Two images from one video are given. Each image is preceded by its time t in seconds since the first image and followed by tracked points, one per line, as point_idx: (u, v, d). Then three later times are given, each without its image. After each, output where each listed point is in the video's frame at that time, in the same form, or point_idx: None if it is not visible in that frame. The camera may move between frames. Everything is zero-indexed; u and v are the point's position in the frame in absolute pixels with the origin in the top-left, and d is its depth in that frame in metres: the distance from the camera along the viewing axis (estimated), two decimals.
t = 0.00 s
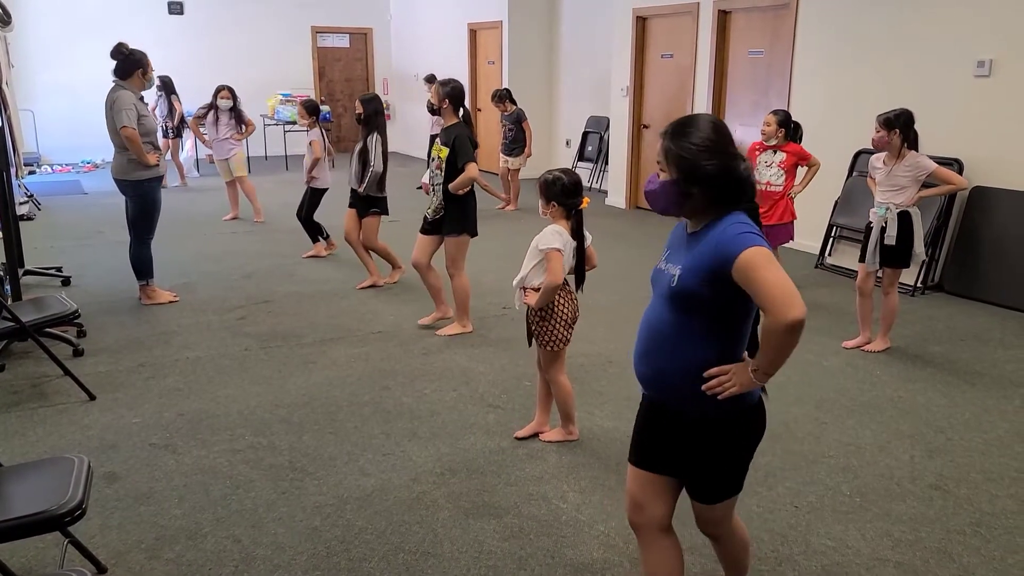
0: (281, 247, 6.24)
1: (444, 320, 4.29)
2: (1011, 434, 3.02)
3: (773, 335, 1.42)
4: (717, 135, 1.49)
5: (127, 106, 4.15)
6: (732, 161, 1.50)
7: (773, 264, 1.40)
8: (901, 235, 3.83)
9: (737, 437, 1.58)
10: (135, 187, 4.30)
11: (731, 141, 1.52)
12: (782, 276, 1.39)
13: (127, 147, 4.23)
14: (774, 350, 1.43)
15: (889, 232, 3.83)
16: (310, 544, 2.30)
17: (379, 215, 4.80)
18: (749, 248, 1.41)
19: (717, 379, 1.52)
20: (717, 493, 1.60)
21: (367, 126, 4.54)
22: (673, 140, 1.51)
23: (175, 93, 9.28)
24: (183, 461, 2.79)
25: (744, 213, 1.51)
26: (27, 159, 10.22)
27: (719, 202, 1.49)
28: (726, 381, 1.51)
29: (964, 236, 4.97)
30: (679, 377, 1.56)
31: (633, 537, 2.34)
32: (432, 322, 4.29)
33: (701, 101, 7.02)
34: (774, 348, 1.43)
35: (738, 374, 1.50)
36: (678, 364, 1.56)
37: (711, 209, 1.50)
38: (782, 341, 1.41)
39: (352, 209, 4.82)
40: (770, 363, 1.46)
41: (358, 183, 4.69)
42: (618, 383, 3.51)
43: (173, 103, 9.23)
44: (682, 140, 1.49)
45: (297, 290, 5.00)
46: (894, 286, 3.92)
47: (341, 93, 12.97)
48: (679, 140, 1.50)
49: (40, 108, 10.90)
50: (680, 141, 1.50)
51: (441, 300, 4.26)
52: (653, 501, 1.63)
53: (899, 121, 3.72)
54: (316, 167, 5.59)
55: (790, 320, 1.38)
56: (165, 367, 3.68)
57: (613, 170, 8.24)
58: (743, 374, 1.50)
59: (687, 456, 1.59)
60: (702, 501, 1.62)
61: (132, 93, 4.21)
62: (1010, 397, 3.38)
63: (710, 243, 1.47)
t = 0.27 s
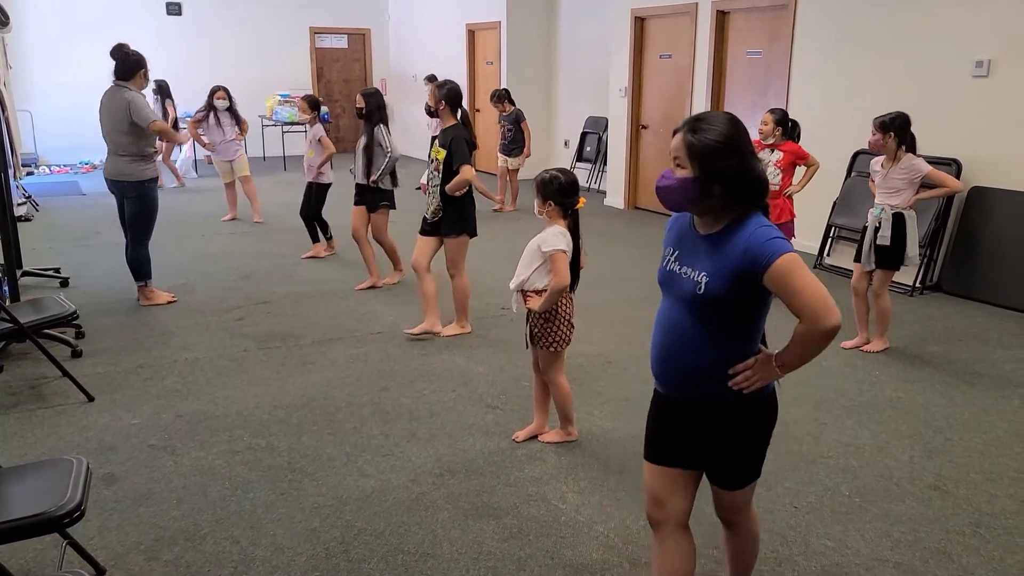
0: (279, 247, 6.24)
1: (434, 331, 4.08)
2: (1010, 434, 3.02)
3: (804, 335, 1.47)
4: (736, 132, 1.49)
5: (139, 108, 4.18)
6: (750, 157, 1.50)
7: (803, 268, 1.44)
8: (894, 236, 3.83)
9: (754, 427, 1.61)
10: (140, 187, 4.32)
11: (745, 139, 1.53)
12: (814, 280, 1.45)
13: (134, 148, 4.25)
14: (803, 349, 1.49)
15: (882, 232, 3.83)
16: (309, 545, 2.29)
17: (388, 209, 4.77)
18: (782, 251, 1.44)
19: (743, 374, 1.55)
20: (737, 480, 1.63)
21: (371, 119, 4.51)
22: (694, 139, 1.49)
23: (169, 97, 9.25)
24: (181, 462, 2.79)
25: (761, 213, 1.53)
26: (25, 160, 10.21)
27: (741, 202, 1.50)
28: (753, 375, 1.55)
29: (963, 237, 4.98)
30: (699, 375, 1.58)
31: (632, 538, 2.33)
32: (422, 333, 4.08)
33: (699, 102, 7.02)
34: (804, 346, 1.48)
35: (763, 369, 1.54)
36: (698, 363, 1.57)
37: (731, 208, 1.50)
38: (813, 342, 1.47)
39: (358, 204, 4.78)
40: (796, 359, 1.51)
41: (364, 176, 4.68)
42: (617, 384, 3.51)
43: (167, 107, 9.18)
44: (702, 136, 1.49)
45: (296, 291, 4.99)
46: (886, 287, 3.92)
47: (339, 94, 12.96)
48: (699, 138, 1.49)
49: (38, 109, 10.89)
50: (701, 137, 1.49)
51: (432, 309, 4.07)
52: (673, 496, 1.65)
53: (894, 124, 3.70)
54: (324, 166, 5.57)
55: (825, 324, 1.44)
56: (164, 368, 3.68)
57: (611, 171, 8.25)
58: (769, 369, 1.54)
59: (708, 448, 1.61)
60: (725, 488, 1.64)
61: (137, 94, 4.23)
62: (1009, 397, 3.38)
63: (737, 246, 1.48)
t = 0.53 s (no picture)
0: (278, 248, 6.23)
1: (433, 337, 4.01)
2: (1009, 435, 3.02)
3: (820, 328, 1.48)
4: (745, 131, 1.50)
5: (142, 105, 4.18)
6: (758, 155, 1.51)
7: (818, 265, 1.46)
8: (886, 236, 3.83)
9: (766, 422, 1.61)
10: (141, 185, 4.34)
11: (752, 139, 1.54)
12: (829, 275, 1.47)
13: (133, 147, 4.26)
14: (818, 342, 1.50)
15: (875, 232, 3.85)
16: (309, 546, 2.29)
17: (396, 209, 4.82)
18: (798, 249, 1.45)
19: (760, 367, 1.55)
20: (751, 477, 1.63)
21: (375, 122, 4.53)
22: (705, 138, 1.49)
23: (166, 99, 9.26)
24: (180, 463, 2.78)
25: (769, 211, 1.54)
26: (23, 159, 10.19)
27: (751, 200, 1.50)
28: (768, 369, 1.54)
29: (962, 237, 4.98)
30: (713, 373, 1.58)
31: (632, 539, 2.33)
32: (421, 340, 4.01)
33: (698, 102, 7.02)
34: (820, 339, 1.49)
35: (777, 363, 1.53)
36: (710, 360, 1.58)
37: (741, 206, 1.51)
38: (829, 335, 1.48)
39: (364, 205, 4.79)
40: (811, 352, 1.52)
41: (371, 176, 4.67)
42: (616, 384, 3.50)
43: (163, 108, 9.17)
44: (713, 136, 1.49)
45: (295, 291, 4.99)
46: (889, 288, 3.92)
47: (338, 94, 12.95)
48: (709, 138, 1.49)
49: (36, 108, 10.87)
50: (712, 136, 1.48)
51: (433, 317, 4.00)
52: (689, 496, 1.65)
53: (892, 121, 3.71)
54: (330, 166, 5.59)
55: (841, 317, 1.45)
56: (162, 368, 3.67)
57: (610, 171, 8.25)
58: (783, 363, 1.53)
59: (718, 443, 1.62)
60: (737, 482, 1.64)
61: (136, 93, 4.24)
62: (1009, 397, 3.38)
63: (751, 244, 1.48)
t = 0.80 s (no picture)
0: (278, 248, 6.23)
1: (433, 338, 4.01)
2: (1010, 436, 3.02)
3: (832, 326, 1.50)
4: (754, 127, 1.50)
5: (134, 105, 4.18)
6: (768, 151, 1.51)
7: (830, 259, 1.46)
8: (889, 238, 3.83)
9: (773, 421, 1.61)
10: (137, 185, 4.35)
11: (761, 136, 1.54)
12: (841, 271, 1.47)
13: (127, 147, 4.26)
14: (831, 339, 1.51)
15: (877, 233, 3.85)
16: (309, 547, 2.28)
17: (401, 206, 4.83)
18: (808, 243, 1.45)
19: (769, 367, 1.54)
20: (758, 476, 1.62)
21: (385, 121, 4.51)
22: (716, 134, 1.49)
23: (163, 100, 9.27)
24: (180, 464, 2.78)
25: (778, 208, 1.54)
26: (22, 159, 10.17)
27: (761, 196, 1.50)
28: (779, 369, 1.54)
29: (962, 238, 4.98)
30: (721, 372, 1.57)
31: (633, 540, 2.33)
32: (421, 341, 4.01)
33: (698, 102, 7.02)
34: (832, 336, 1.51)
35: (789, 363, 1.53)
36: (718, 358, 1.57)
37: (751, 203, 1.51)
38: (841, 331, 1.49)
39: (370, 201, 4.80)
40: (820, 350, 1.53)
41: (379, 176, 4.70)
42: (617, 385, 3.50)
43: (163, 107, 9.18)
44: (724, 132, 1.48)
45: (295, 292, 4.98)
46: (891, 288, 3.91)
47: (337, 93, 12.94)
48: (719, 134, 1.48)
49: (35, 108, 10.85)
50: (722, 133, 1.48)
51: (433, 317, 4.00)
52: (698, 497, 1.65)
53: (893, 121, 3.71)
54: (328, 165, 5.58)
55: (856, 314, 1.46)
56: (162, 369, 3.67)
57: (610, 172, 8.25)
58: (793, 363, 1.53)
59: (724, 442, 1.61)
60: (742, 483, 1.63)
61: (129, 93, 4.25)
62: (1009, 398, 3.38)
63: (761, 240, 1.48)
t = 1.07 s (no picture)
0: (278, 248, 6.22)
1: (433, 339, 4.01)
2: (1011, 438, 3.01)
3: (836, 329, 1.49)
4: (767, 127, 1.50)
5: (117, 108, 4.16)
6: (779, 151, 1.50)
7: (835, 264, 1.46)
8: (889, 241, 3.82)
9: (778, 422, 1.60)
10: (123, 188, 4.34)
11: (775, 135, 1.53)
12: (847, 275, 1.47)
13: (110, 150, 4.25)
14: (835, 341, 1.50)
15: (877, 237, 3.83)
16: (309, 549, 2.28)
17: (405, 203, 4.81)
18: (814, 247, 1.45)
19: (771, 366, 1.54)
20: (761, 477, 1.62)
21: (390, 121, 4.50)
22: (727, 133, 1.49)
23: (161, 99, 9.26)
24: (179, 465, 2.77)
25: (788, 209, 1.54)
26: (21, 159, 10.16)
27: (770, 197, 1.50)
28: (782, 369, 1.54)
29: (962, 239, 4.98)
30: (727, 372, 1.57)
31: (633, 543, 2.32)
32: (420, 342, 4.00)
33: (698, 103, 7.01)
34: (835, 338, 1.50)
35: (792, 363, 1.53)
36: (723, 357, 1.57)
37: (761, 203, 1.50)
38: (846, 334, 1.48)
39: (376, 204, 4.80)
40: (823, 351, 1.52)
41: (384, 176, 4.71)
42: (617, 387, 3.50)
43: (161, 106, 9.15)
44: (735, 132, 1.48)
45: (295, 292, 4.97)
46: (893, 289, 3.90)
47: (337, 94, 12.94)
48: (730, 134, 1.48)
49: (35, 108, 10.84)
50: (734, 132, 1.48)
51: (433, 318, 3.99)
52: (700, 494, 1.66)
53: (893, 124, 3.70)
54: (325, 166, 5.55)
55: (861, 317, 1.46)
56: (161, 370, 3.66)
57: (609, 173, 8.25)
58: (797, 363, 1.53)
59: (728, 441, 1.61)
60: (745, 483, 1.63)
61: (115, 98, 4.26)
62: (1010, 400, 3.38)
63: (768, 241, 1.48)
